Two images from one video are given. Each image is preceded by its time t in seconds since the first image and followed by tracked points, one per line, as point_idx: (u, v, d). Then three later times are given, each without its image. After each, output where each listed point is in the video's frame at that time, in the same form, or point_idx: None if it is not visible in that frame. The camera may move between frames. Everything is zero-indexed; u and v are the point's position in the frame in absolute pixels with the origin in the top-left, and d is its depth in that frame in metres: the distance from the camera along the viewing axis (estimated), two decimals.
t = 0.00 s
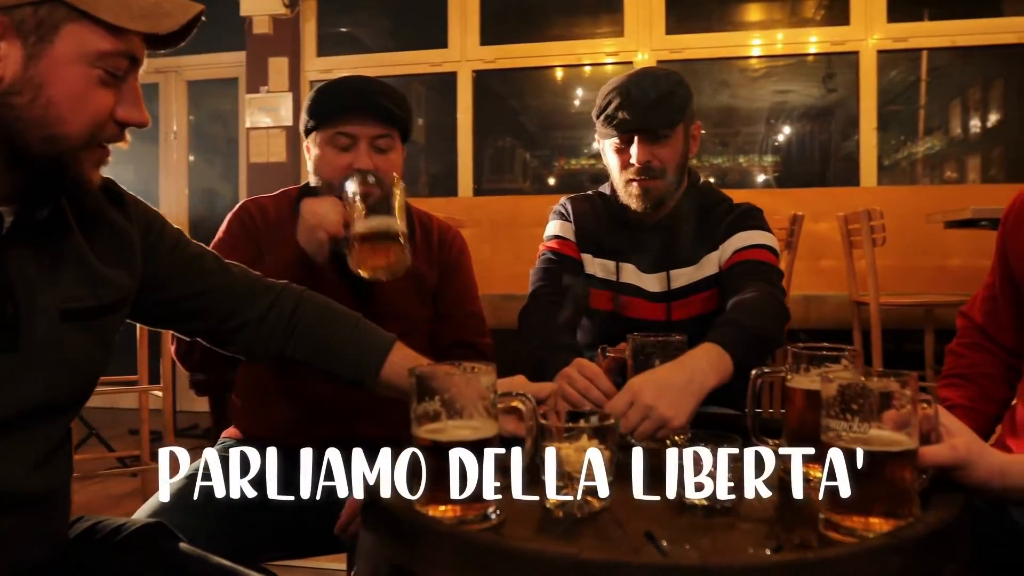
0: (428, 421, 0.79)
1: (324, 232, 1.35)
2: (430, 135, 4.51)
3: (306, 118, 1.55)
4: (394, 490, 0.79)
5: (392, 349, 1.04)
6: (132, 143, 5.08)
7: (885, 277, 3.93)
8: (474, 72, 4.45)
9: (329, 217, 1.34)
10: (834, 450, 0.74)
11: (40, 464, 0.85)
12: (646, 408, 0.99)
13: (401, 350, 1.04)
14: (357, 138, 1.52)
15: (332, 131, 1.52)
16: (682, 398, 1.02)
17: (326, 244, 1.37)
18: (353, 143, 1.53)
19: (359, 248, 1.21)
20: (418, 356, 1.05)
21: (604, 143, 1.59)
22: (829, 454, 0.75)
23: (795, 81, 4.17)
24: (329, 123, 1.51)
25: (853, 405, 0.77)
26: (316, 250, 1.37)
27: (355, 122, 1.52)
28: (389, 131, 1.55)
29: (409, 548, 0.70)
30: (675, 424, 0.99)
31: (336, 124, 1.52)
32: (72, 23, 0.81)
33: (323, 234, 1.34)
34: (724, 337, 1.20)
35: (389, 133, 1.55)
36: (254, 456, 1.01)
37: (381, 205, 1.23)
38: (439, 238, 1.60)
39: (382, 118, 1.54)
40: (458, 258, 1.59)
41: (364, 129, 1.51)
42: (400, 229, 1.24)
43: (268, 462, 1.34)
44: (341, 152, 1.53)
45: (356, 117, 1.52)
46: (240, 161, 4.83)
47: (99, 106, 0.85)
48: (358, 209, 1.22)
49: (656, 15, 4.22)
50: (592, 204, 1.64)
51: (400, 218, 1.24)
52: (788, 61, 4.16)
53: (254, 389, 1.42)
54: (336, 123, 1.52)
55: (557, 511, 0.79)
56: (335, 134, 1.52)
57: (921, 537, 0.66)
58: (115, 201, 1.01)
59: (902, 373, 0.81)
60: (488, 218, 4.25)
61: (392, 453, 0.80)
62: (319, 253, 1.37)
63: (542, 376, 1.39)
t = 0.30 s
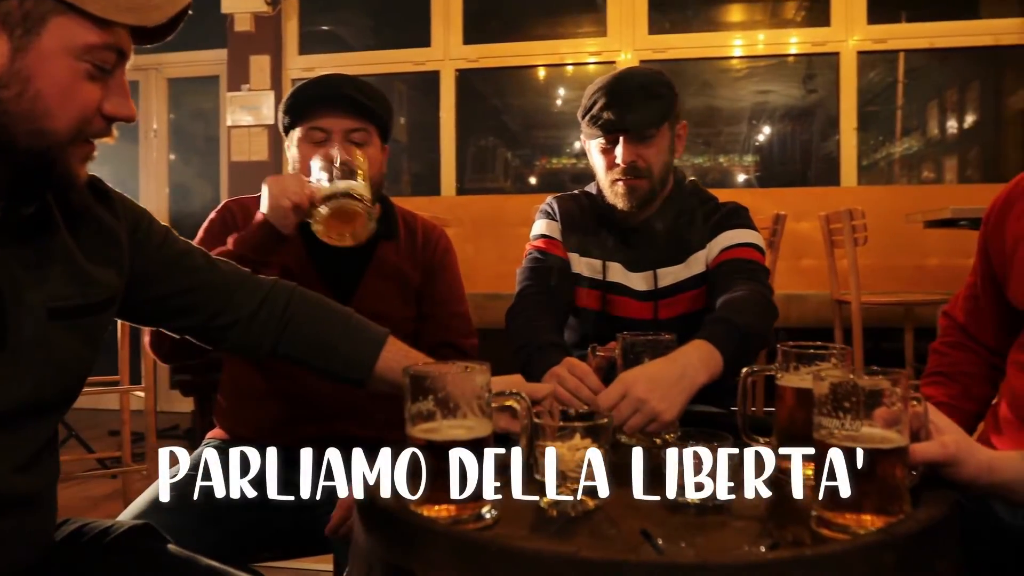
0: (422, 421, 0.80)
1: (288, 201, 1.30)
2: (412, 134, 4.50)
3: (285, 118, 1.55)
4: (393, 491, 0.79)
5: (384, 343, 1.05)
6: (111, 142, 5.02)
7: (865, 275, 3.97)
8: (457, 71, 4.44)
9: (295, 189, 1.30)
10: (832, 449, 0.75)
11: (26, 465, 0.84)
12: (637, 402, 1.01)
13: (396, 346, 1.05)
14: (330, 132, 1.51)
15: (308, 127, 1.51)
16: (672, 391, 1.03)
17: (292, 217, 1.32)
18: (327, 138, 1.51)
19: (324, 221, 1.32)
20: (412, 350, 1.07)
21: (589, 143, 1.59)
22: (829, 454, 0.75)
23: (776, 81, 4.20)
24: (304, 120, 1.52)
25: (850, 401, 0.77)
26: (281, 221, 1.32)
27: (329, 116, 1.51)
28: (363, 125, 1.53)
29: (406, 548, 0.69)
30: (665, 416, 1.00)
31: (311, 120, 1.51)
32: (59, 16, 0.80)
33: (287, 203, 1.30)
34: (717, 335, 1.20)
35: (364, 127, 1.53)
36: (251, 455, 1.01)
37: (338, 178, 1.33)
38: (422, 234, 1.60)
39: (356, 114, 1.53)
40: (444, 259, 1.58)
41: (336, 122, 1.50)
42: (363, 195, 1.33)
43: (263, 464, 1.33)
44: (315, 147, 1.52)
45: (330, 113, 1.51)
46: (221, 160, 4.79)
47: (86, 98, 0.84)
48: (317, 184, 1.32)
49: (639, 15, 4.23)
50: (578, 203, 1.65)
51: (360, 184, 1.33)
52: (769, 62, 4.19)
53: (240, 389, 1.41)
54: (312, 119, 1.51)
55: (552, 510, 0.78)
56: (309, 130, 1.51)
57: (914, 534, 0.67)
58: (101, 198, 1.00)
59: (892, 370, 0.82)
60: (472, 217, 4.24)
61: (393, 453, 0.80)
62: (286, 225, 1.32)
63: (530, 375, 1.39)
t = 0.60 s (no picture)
0: (415, 418, 0.79)
1: (248, 187, 1.34)
2: (388, 131, 4.48)
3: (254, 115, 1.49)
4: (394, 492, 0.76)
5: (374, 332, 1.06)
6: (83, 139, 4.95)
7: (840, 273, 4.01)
8: (435, 69, 4.43)
9: (255, 175, 1.34)
10: (832, 449, 0.75)
11: (9, 465, 0.82)
12: (625, 384, 1.03)
13: (383, 341, 1.06)
14: (297, 129, 1.44)
15: (276, 125, 1.45)
16: (660, 380, 1.05)
17: (251, 204, 1.36)
18: (294, 134, 1.44)
19: (283, 206, 1.30)
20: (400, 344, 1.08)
21: (571, 141, 1.58)
22: (829, 454, 0.75)
23: (751, 81, 4.23)
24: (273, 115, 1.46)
25: (842, 395, 0.77)
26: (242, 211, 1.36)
27: (297, 111, 1.45)
28: (330, 120, 1.46)
29: (402, 546, 0.69)
30: (653, 398, 1.02)
31: (281, 116, 1.45)
32: (42, 6, 0.78)
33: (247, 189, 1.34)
34: (704, 332, 1.21)
35: (334, 122, 1.47)
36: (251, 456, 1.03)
37: (300, 164, 1.31)
38: (401, 231, 1.55)
39: (326, 107, 1.46)
40: (421, 257, 1.53)
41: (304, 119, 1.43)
42: (323, 180, 1.30)
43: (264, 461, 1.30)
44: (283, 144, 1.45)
45: (297, 107, 1.45)
46: (196, 158, 4.74)
47: (69, 91, 0.82)
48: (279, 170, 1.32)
49: (617, 14, 4.24)
50: (562, 200, 1.64)
51: (319, 171, 1.31)
52: (744, 62, 4.22)
53: (220, 388, 1.38)
54: (280, 115, 1.45)
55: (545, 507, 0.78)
56: (278, 127, 1.44)
57: (907, 528, 0.67)
58: (84, 191, 0.98)
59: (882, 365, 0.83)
60: (450, 216, 4.24)
61: (392, 452, 0.79)
62: (246, 212, 1.36)
63: (515, 372, 1.38)
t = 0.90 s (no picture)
0: (405, 412, 0.78)
1: (219, 183, 1.36)
2: (366, 128, 4.45)
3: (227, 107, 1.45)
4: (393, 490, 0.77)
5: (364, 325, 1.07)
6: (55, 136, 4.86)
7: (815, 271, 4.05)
8: (413, 67, 4.41)
9: (226, 172, 1.36)
10: (833, 449, 0.75)
11: None
12: (606, 366, 1.04)
13: (374, 336, 1.08)
14: (273, 118, 1.41)
15: (252, 114, 1.41)
16: (643, 367, 1.06)
17: (222, 200, 1.38)
18: (269, 124, 1.41)
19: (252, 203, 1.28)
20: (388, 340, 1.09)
21: (553, 137, 1.56)
22: (828, 453, 0.75)
23: (727, 81, 4.25)
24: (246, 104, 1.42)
25: (832, 388, 0.77)
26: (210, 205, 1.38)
27: (272, 100, 1.42)
28: (307, 109, 1.44)
29: (394, 541, 0.68)
30: (635, 382, 1.03)
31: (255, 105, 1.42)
32: None
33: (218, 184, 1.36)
34: (692, 326, 1.22)
35: (308, 110, 1.44)
36: (250, 455, 0.98)
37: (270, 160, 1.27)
38: (380, 225, 1.52)
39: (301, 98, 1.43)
40: (399, 250, 1.51)
41: (279, 108, 1.40)
42: (292, 178, 1.26)
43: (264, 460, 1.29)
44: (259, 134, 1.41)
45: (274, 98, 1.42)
46: (172, 155, 4.68)
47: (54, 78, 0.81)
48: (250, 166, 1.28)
49: (596, 12, 4.25)
50: (545, 196, 1.63)
51: (289, 168, 1.26)
52: (721, 61, 4.25)
53: (201, 386, 1.36)
54: (257, 104, 1.42)
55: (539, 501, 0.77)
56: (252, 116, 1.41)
57: (901, 518, 0.68)
58: (68, 182, 0.96)
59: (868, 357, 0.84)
60: (429, 214, 4.23)
61: (393, 452, 0.78)
62: (217, 208, 1.38)
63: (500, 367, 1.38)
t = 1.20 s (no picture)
0: (396, 404, 0.78)
1: (203, 170, 1.35)
2: (340, 125, 4.42)
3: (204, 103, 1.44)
4: (394, 490, 0.74)
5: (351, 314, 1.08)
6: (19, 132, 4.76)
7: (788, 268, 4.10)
8: (387, 64, 4.39)
9: (210, 159, 1.34)
10: (833, 449, 0.75)
11: None
12: (581, 356, 1.04)
13: (363, 327, 1.08)
14: (255, 114, 1.40)
15: (230, 112, 1.41)
16: (620, 362, 1.05)
17: (207, 185, 1.36)
18: (252, 121, 1.41)
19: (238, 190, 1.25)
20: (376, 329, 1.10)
21: (536, 132, 1.55)
22: (829, 453, 0.74)
23: (698, 81, 4.28)
24: (226, 101, 1.40)
25: (822, 375, 0.78)
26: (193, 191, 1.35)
27: (254, 99, 1.40)
28: (290, 107, 1.43)
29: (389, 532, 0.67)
30: (607, 375, 1.03)
31: (237, 102, 1.40)
32: None
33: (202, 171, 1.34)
34: (676, 324, 1.21)
35: (293, 108, 1.44)
36: (249, 456, 1.03)
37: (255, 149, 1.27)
38: (359, 218, 1.51)
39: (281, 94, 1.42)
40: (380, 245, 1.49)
41: (261, 105, 1.39)
42: (279, 166, 1.25)
43: (264, 460, 1.27)
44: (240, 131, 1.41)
45: (253, 97, 1.40)
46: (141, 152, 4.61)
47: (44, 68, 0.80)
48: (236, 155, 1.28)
49: (570, 11, 4.26)
50: (525, 190, 1.63)
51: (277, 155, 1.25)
52: (694, 61, 4.27)
53: (180, 381, 1.34)
54: (235, 103, 1.41)
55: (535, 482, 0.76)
56: (234, 114, 1.41)
57: (893, 505, 0.68)
58: (53, 170, 0.95)
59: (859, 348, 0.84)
60: (404, 211, 4.21)
61: (393, 451, 0.76)
62: (201, 194, 1.36)
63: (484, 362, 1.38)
